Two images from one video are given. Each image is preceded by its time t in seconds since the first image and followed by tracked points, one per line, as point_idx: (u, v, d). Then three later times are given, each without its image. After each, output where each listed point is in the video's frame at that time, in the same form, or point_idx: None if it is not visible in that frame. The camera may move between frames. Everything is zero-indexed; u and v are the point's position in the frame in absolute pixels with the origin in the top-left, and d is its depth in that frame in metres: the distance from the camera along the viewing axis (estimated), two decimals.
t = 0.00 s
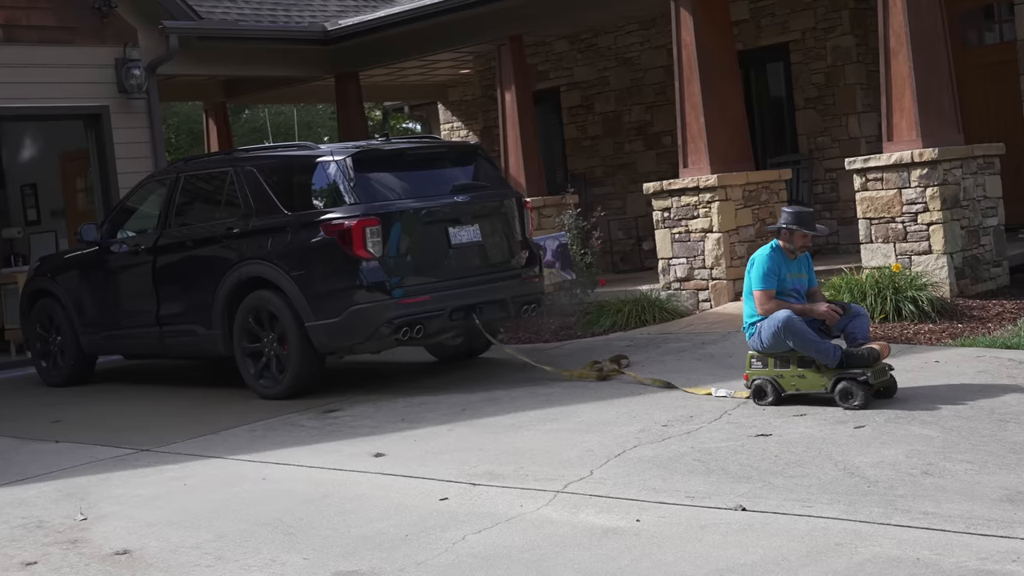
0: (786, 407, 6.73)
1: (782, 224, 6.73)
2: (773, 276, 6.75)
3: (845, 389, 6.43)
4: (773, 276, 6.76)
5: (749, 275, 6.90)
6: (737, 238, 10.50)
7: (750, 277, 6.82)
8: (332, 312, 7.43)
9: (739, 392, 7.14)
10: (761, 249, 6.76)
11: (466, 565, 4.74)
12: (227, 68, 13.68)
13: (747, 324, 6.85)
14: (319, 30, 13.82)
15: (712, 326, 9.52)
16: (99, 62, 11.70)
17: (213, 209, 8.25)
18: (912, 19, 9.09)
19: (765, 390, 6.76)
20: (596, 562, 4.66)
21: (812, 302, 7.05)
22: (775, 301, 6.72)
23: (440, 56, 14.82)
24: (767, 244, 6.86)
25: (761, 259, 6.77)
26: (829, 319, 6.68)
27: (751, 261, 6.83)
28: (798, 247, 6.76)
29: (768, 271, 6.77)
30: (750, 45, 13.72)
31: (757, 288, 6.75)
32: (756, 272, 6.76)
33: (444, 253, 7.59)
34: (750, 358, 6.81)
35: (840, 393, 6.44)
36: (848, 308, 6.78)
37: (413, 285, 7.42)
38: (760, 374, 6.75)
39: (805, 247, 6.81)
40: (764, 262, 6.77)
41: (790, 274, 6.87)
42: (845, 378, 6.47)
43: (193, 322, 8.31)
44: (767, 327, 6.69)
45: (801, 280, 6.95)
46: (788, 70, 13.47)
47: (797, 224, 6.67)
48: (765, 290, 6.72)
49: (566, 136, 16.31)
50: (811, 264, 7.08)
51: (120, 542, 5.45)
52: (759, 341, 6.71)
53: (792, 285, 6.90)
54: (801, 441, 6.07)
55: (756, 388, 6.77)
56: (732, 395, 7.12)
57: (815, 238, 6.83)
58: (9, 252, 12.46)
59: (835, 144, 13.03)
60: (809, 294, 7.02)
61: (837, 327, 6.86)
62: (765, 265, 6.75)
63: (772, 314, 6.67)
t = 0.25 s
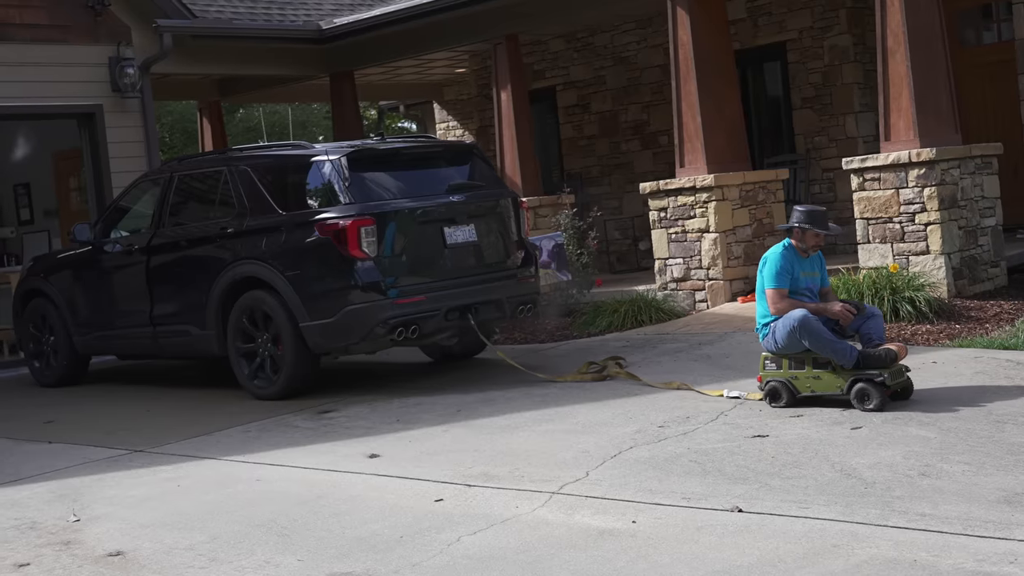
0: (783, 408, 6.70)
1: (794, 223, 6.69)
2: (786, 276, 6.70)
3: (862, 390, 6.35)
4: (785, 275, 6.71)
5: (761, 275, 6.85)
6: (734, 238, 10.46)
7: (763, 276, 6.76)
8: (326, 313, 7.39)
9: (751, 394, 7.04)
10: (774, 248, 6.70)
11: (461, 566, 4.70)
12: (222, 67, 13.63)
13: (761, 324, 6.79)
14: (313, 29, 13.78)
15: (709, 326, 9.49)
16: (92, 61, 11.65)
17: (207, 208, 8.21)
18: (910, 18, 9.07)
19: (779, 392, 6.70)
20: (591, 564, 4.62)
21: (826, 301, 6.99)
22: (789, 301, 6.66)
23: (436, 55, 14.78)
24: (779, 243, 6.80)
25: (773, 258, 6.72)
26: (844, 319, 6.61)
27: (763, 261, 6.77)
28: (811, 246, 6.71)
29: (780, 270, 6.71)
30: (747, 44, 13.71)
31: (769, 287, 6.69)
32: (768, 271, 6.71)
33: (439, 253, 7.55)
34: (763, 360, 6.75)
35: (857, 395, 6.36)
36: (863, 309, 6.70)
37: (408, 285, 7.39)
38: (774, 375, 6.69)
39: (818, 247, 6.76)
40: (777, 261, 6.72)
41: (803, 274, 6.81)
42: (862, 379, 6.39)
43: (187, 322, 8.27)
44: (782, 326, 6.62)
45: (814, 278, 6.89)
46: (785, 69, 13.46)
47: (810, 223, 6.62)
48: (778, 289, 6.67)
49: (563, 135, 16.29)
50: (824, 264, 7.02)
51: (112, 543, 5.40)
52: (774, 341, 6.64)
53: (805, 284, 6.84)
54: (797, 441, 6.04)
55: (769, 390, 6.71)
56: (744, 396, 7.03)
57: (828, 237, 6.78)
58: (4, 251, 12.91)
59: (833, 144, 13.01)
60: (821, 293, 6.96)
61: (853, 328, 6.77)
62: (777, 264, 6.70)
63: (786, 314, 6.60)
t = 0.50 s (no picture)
0: (778, 408, 6.68)
1: (807, 222, 6.57)
2: (798, 276, 6.58)
3: (875, 391, 6.26)
4: (798, 275, 6.59)
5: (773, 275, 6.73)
6: (729, 238, 10.43)
7: (774, 276, 6.64)
8: (319, 313, 7.35)
9: (762, 395, 6.96)
10: (785, 248, 6.58)
11: (454, 566, 4.66)
12: (216, 66, 13.59)
13: (772, 324, 6.71)
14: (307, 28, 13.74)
15: (703, 327, 9.46)
16: (84, 59, 11.61)
17: (200, 207, 8.17)
18: (906, 17, 9.05)
19: (790, 393, 6.60)
20: (585, 564, 4.60)
21: (836, 301, 6.87)
22: (800, 301, 6.56)
23: (430, 54, 14.75)
24: (791, 243, 6.68)
25: (785, 259, 6.60)
26: (856, 319, 6.53)
27: (775, 260, 6.65)
28: (823, 245, 6.59)
29: (792, 270, 6.59)
30: (743, 44, 13.70)
31: (781, 288, 6.58)
32: (779, 271, 6.61)
33: (432, 253, 7.52)
34: (774, 360, 6.68)
35: (871, 397, 6.26)
36: (875, 309, 6.62)
37: (401, 285, 7.35)
38: (785, 376, 6.60)
39: (830, 246, 6.65)
40: (789, 261, 6.60)
41: (815, 273, 6.69)
42: (874, 380, 6.30)
43: (179, 321, 8.23)
44: (793, 327, 6.52)
45: (826, 278, 6.77)
46: (781, 69, 13.45)
47: (822, 222, 6.50)
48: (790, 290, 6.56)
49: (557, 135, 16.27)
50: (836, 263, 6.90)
51: (104, 543, 5.36)
52: (785, 342, 6.54)
53: (818, 284, 6.72)
54: (792, 442, 6.02)
55: (780, 392, 6.61)
56: (755, 397, 6.98)
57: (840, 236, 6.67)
58: None
59: (828, 144, 13.00)
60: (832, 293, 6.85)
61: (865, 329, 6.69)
62: (789, 265, 6.58)
63: (798, 314, 6.50)
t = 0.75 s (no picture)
0: (770, 409, 6.66)
1: (817, 222, 6.49)
2: (809, 276, 6.49)
3: (886, 394, 6.17)
4: (808, 275, 6.51)
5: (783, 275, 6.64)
6: (722, 238, 10.42)
7: (784, 276, 6.56)
8: (310, 311, 7.31)
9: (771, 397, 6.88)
10: (796, 247, 6.50)
11: (445, 566, 4.63)
12: (207, 63, 13.53)
13: (781, 326, 6.61)
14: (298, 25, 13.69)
15: (695, 327, 9.44)
16: (74, 56, 11.55)
17: (190, 205, 8.12)
18: (899, 17, 9.04)
19: (801, 395, 6.50)
20: (577, 564, 4.57)
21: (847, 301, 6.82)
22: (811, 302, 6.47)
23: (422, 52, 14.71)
24: (801, 242, 6.60)
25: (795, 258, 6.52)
26: (868, 320, 6.49)
27: (785, 260, 6.57)
28: (834, 245, 6.52)
29: (803, 270, 6.51)
30: (736, 43, 13.69)
31: (791, 288, 6.50)
32: (790, 271, 6.52)
33: (424, 252, 7.48)
34: (784, 362, 6.57)
35: (883, 398, 6.19)
36: (887, 311, 6.58)
37: (392, 284, 7.31)
38: (795, 378, 6.49)
39: (840, 246, 6.57)
40: (799, 261, 6.51)
41: (826, 273, 6.60)
42: (886, 382, 6.21)
43: (169, 320, 8.18)
44: (804, 329, 6.42)
45: (837, 278, 6.68)
46: (774, 68, 13.45)
47: (832, 221, 6.43)
48: (801, 291, 6.48)
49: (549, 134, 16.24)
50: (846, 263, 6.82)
51: (93, 542, 5.32)
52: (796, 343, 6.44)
53: (829, 285, 6.63)
54: (784, 443, 6.00)
55: (790, 394, 6.52)
56: (762, 399, 6.88)
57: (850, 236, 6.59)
58: None
59: (822, 144, 12.99)
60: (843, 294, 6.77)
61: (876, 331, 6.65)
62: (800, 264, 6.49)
63: (809, 316, 6.41)
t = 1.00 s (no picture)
0: (756, 410, 6.65)
1: (823, 222, 6.39)
2: (814, 277, 6.40)
3: (892, 396, 6.14)
4: (814, 276, 6.41)
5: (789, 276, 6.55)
6: (709, 238, 10.41)
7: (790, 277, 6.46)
8: (295, 311, 7.27)
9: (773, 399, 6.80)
10: (802, 248, 6.40)
11: (430, 566, 4.61)
12: (192, 60, 13.46)
13: (785, 327, 6.53)
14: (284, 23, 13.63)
15: (681, 328, 9.42)
16: (58, 53, 11.48)
17: (175, 203, 8.07)
18: (887, 18, 9.05)
19: (804, 396, 6.45)
20: (563, 564, 4.55)
21: (853, 303, 6.68)
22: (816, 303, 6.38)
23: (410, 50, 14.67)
24: (807, 243, 6.50)
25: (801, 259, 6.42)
26: (874, 323, 6.36)
27: (791, 261, 6.48)
28: (840, 245, 6.41)
29: (808, 271, 6.41)
30: (723, 44, 13.69)
31: (797, 289, 6.40)
32: (795, 272, 6.43)
33: (409, 251, 7.45)
34: (789, 363, 6.49)
35: (887, 400, 6.16)
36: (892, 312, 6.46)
37: (377, 283, 7.28)
38: (799, 380, 6.43)
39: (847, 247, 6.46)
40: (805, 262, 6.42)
41: (832, 275, 6.51)
42: (891, 384, 6.17)
43: (153, 319, 8.13)
44: (808, 331, 6.35)
45: (843, 280, 6.58)
46: (761, 69, 13.45)
47: (839, 222, 6.32)
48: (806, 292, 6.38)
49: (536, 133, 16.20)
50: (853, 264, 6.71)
51: (76, 541, 5.27)
52: (800, 345, 6.37)
53: (835, 286, 6.54)
54: (771, 444, 5.99)
55: (794, 395, 6.46)
56: (765, 401, 6.80)
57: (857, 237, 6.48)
58: None
59: (808, 145, 13.00)
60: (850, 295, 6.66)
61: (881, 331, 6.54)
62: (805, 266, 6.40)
63: (814, 317, 6.34)
